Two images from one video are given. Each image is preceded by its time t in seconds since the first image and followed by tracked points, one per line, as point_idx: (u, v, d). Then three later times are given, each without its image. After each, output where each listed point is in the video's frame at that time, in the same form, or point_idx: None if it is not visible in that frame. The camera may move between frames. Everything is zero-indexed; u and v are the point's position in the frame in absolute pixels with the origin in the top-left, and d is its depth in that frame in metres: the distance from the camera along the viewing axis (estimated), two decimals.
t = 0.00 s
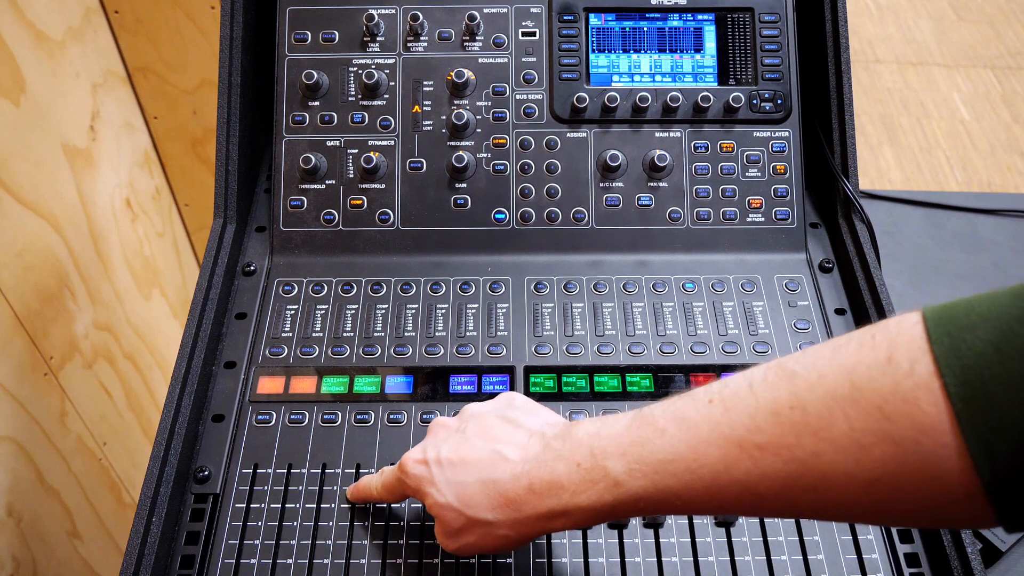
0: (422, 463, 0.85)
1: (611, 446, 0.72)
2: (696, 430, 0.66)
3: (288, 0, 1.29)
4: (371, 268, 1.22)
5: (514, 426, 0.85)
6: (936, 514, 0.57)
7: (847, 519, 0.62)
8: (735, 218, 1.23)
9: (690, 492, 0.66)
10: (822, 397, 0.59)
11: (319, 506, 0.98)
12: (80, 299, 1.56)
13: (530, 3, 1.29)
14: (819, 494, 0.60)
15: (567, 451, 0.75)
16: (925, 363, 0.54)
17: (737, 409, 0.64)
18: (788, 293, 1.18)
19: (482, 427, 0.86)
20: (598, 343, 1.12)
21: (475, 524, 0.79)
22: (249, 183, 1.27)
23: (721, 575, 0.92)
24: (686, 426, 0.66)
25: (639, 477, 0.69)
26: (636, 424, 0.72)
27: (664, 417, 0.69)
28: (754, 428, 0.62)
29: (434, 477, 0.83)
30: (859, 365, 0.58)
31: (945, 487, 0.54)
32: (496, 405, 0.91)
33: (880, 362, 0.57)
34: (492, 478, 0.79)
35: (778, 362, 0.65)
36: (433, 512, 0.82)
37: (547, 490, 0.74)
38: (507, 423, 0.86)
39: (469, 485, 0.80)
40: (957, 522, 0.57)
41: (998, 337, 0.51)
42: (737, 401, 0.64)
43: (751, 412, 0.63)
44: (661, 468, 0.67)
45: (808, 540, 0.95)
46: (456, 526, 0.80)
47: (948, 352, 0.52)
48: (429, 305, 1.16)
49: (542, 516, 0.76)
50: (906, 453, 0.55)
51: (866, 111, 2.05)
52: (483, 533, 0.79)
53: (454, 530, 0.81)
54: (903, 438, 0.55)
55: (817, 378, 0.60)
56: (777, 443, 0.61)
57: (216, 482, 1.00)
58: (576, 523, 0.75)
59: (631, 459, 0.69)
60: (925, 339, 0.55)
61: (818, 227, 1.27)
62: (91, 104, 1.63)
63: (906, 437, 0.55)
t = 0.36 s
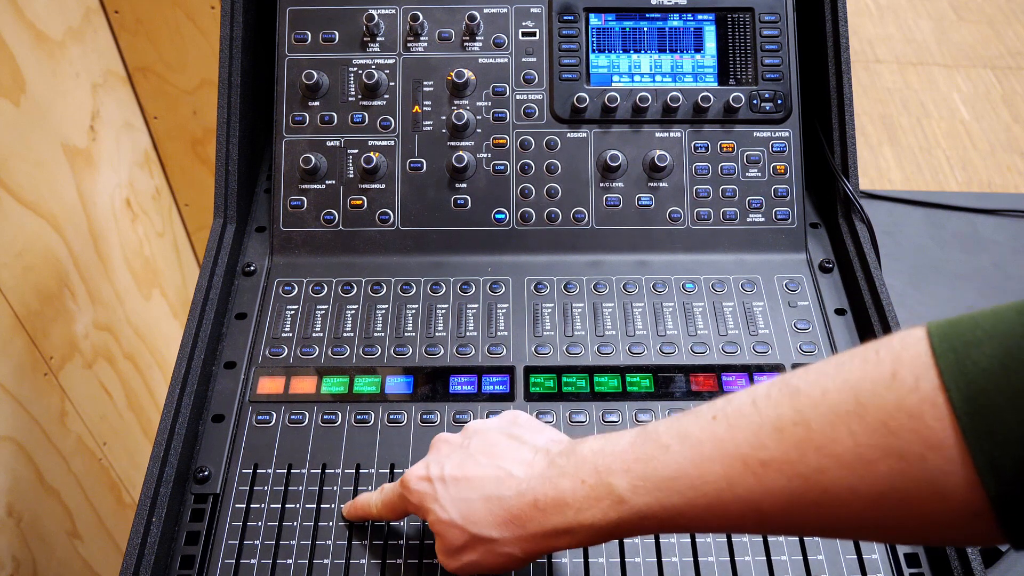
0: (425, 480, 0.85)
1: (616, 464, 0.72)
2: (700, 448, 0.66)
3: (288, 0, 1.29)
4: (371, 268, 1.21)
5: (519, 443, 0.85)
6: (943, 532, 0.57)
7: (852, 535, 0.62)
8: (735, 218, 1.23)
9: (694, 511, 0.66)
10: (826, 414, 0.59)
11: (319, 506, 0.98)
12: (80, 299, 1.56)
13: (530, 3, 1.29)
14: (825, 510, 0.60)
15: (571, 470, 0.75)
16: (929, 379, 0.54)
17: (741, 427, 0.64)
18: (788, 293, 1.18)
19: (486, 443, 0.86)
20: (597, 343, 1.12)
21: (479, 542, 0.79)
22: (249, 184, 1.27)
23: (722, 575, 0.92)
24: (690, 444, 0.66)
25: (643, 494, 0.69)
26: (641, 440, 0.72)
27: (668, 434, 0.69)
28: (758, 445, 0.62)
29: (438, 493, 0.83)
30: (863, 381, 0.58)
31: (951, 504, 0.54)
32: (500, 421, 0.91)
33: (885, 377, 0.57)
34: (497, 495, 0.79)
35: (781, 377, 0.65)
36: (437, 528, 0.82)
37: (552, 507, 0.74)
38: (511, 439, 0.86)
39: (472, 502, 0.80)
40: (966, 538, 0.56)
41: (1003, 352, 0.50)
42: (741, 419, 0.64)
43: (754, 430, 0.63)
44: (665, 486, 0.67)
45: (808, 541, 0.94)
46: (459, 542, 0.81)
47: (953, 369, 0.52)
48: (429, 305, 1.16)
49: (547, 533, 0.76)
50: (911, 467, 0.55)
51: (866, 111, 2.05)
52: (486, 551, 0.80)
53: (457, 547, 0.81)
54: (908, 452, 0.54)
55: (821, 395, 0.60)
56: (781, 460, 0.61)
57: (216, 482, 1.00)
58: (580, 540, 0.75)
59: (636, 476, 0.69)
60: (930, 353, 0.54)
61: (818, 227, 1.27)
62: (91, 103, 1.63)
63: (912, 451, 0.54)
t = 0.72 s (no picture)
0: (421, 468, 0.85)
1: (613, 446, 0.72)
2: (697, 432, 0.66)
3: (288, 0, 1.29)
4: (371, 268, 1.22)
5: (517, 433, 0.86)
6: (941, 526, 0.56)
7: (848, 528, 0.62)
8: (735, 218, 1.23)
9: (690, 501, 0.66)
10: (827, 403, 0.59)
11: (319, 506, 0.98)
12: (80, 299, 1.56)
13: (530, 3, 1.29)
14: (824, 501, 0.60)
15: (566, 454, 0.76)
16: (932, 370, 0.54)
17: (740, 414, 0.64)
18: (788, 293, 1.18)
19: (483, 433, 0.86)
20: (597, 343, 1.12)
21: (472, 527, 0.79)
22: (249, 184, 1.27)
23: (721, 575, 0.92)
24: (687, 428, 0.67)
25: (637, 477, 0.69)
26: (638, 427, 0.72)
27: (667, 421, 0.70)
28: (756, 433, 0.62)
29: (433, 479, 0.83)
30: (864, 371, 0.58)
31: (950, 497, 0.53)
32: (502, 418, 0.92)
33: (888, 365, 0.56)
34: (492, 480, 0.79)
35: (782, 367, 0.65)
36: (429, 515, 0.82)
37: (544, 489, 0.75)
38: (509, 430, 0.86)
39: (467, 487, 0.80)
40: (964, 532, 0.56)
41: (1009, 344, 0.50)
42: (740, 407, 0.64)
43: (753, 417, 0.63)
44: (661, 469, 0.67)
45: (808, 540, 0.95)
46: (452, 529, 0.80)
47: (957, 360, 0.52)
48: (429, 306, 1.16)
49: (540, 518, 0.76)
50: (912, 460, 0.55)
51: (866, 110, 2.05)
52: (478, 538, 0.79)
53: (449, 534, 0.80)
54: (909, 444, 0.54)
55: (822, 384, 0.60)
56: (778, 447, 0.61)
57: (216, 482, 1.00)
58: (571, 527, 0.75)
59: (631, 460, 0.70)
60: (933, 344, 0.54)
61: (818, 226, 1.27)
62: (91, 104, 1.63)
63: (913, 443, 0.54)
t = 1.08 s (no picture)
0: (410, 467, 0.83)
1: (614, 458, 0.72)
2: (699, 441, 0.66)
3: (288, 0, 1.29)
4: (371, 268, 1.22)
5: (508, 432, 0.85)
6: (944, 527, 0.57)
7: (853, 531, 0.62)
8: (735, 218, 1.23)
9: (693, 505, 0.66)
10: (832, 407, 0.59)
11: (319, 506, 0.98)
12: (80, 299, 1.56)
13: (530, 3, 1.29)
14: (830, 507, 0.60)
15: (564, 463, 0.75)
16: (940, 371, 0.54)
17: (743, 419, 0.64)
18: (788, 293, 1.18)
19: (473, 431, 0.85)
20: (597, 343, 1.12)
21: (467, 533, 0.79)
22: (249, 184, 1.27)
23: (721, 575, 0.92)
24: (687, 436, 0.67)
25: (640, 488, 0.69)
26: (637, 433, 0.72)
27: (666, 428, 0.69)
28: (762, 439, 0.62)
29: (423, 481, 0.82)
30: (871, 373, 0.58)
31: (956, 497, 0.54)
32: (489, 408, 0.90)
33: (893, 368, 0.56)
34: (484, 483, 0.78)
35: (785, 370, 0.65)
36: (420, 517, 0.81)
37: (544, 500, 0.75)
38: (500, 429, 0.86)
39: (460, 491, 0.79)
40: (966, 533, 0.57)
41: (1015, 343, 0.50)
42: (743, 412, 0.64)
43: (758, 423, 0.63)
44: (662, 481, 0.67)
45: (809, 540, 0.95)
46: (445, 533, 0.80)
47: (963, 358, 0.52)
48: (429, 305, 1.16)
49: (538, 527, 0.76)
50: (921, 464, 0.55)
51: (866, 111, 2.05)
52: (472, 542, 0.79)
53: (442, 537, 0.80)
54: (917, 448, 0.55)
55: (827, 388, 0.60)
56: (785, 455, 0.61)
57: (216, 483, 1.00)
58: (570, 534, 0.76)
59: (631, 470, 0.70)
60: (939, 344, 0.54)
61: (818, 226, 1.27)
62: (91, 104, 1.63)
63: (922, 447, 0.54)
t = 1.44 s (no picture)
0: (421, 465, 0.85)
1: (610, 446, 0.72)
2: (694, 432, 0.66)
3: None
4: (371, 268, 1.22)
5: (514, 428, 0.86)
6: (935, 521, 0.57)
7: (844, 521, 0.63)
8: (735, 218, 1.23)
9: (689, 495, 0.66)
10: (821, 398, 0.59)
11: (319, 506, 0.98)
12: (80, 299, 1.56)
13: (530, 3, 1.29)
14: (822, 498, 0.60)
15: (563, 454, 0.76)
16: (927, 365, 0.53)
17: (736, 411, 0.64)
18: (788, 293, 1.18)
19: (480, 429, 0.87)
20: (597, 343, 1.12)
21: (476, 527, 0.79)
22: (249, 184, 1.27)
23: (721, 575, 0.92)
24: (683, 427, 0.67)
25: (637, 478, 0.69)
26: (635, 425, 0.72)
27: (663, 419, 0.69)
28: (753, 430, 0.62)
29: (432, 478, 0.83)
30: (860, 365, 0.58)
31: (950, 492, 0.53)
32: (496, 408, 0.91)
33: (881, 360, 0.56)
34: (492, 477, 0.79)
35: (777, 363, 0.65)
36: (431, 514, 0.82)
37: (545, 491, 0.75)
38: (506, 426, 0.86)
39: (468, 486, 0.80)
40: (957, 526, 0.57)
41: (1001, 335, 0.50)
42: (735, 404, 0.64)
43: (750, 415, 0.63)
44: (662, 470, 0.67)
45: (808, 540, 0.95)
46: (454, 529, 0.80)
47: (950, 351, 0.52)
48: (429, 305, 1.16)
49: (541, 518, 0.76)
50: (909, 454, 0.54)
51: (866, 110, 2.05)
52: (482, 536, 0.79)
53: (453, 533, 0.80)
54: (904, 438, 0.54)
55: (817, 380, 0.60)
56: (775, 445, 0.61)
57: (216, 482, 1.00)
58: (573, 524, 0.75)
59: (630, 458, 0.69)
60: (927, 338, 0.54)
61: (818, 226, 1.27)
62: (91, 104, 1.63)
63: (908, 436, 0.54)
